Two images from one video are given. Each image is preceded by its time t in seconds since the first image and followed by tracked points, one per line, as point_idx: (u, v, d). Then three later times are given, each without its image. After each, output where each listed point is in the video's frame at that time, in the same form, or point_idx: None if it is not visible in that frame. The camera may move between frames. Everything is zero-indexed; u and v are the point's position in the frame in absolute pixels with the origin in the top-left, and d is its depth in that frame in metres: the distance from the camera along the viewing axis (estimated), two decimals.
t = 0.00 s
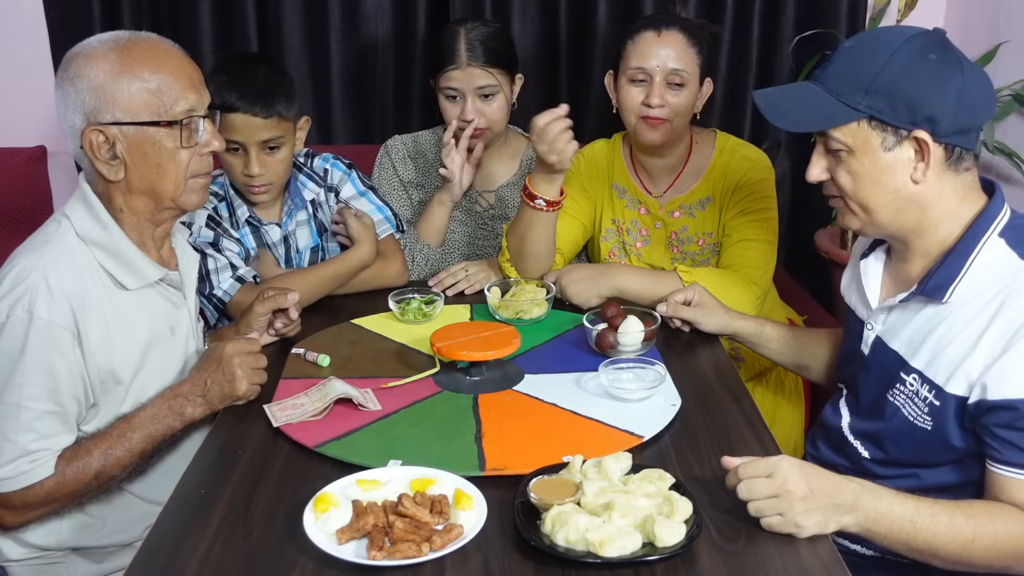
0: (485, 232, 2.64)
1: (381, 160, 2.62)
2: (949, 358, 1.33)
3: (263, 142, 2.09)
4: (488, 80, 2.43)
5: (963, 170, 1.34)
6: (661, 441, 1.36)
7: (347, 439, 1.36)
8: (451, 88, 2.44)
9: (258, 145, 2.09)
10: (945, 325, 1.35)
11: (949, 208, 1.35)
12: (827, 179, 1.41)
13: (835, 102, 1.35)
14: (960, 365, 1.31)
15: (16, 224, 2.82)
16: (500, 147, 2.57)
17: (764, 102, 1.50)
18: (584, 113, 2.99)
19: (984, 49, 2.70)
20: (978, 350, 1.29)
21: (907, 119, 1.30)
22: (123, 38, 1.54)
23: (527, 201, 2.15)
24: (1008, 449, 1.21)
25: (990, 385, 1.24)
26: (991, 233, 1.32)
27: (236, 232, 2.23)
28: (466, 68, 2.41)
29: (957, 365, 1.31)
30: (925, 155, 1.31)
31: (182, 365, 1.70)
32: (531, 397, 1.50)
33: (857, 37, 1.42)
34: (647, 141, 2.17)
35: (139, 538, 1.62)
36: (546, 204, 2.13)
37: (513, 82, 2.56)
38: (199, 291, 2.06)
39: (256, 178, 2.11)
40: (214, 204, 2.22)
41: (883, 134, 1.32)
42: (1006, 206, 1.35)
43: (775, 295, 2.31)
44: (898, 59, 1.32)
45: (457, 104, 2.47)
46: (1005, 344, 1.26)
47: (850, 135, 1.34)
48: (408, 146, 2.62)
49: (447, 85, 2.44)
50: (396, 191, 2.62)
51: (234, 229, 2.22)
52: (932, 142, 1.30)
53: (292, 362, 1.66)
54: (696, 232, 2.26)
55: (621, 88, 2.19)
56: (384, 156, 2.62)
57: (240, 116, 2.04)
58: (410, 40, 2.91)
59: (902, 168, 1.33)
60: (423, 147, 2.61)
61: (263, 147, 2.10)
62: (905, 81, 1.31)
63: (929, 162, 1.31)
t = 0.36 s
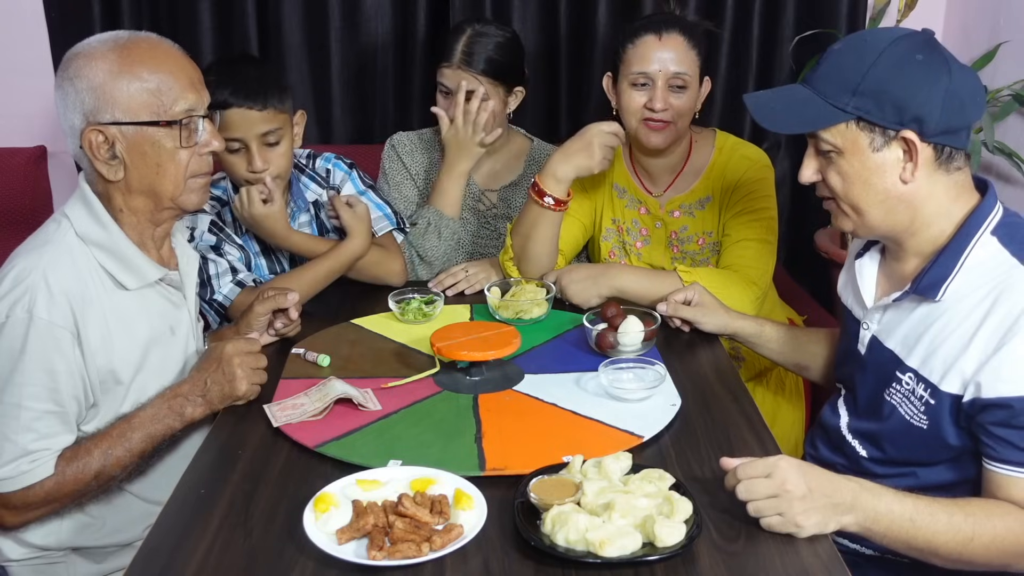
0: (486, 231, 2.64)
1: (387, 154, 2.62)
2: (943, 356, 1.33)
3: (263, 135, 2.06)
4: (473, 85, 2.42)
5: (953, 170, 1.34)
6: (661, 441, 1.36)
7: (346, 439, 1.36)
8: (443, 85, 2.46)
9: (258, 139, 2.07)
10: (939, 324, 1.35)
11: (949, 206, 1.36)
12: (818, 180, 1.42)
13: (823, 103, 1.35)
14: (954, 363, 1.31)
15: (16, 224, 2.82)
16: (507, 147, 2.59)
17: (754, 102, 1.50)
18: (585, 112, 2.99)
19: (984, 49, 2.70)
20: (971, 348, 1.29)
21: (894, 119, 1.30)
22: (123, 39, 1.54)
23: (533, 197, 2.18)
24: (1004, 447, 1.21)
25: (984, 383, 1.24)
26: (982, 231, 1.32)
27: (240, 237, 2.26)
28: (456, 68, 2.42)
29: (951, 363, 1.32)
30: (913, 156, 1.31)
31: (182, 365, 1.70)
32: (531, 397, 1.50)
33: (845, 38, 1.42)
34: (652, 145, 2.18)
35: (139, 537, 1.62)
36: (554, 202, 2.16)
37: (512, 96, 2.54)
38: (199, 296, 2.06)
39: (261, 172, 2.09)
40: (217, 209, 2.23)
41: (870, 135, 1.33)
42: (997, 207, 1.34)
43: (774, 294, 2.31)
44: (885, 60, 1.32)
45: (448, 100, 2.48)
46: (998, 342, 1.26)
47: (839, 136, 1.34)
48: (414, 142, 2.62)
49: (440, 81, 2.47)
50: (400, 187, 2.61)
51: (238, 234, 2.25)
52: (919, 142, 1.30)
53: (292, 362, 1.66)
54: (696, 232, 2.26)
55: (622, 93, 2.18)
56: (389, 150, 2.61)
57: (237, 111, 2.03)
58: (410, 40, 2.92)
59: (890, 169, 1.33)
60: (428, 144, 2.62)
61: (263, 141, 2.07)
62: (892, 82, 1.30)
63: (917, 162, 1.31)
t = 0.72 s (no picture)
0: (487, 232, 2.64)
1: (392, 152, 2.60)
2: (944, 352, 1.33)
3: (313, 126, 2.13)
4: (485, 74, 2.43)
5: (958, 167, 1.34)
6: (661, 441, 1.36)
7: (346, 438, 1.36)
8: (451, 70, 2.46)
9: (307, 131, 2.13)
10: (939, 319, 1.35)
11: (949, 204, 1.35)
12: (823, 179, 1.40)
13: (830, 102, 1.35)
14: (955, 359, 1.31)
15: (16, 224, 2.82)
16: (515, 150, 2.55)
17: (755, 101, 1.49)
18: (585, 112, 2.99)
19: (984, 49, 2.70)
20: (973, 344, 1.29)
21: (902, 117, 1.30)
22: (123, 39, 1.54)
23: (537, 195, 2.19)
24: (1005, 444, 1.21)
25: (985, 379, 1.24)
26: (985, 228, 1.32)
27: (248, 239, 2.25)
28: (468, 54, 2.43)
29: (952, 359, 1.31)
30: (920, 153, 1.31)
31: (182, 365, 1.70)
32: (531, 397, 1.50)
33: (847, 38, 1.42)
34: (645, 146, 2.18)
35: (139, 537, 1.62)
36: (556, 203, 2.16)
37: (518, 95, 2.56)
38: (202, 293, 2.07)
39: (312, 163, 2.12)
40: (229, 209, 2.22)
41: (878, 133, 1.32)
42: (1002, 201, 1.35)
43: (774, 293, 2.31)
44: (891, 58, 1.32)
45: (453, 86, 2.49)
46: (999, 338, 1.26)
47: (845, 134, 1.34)
48: (418, 140, 2.61)
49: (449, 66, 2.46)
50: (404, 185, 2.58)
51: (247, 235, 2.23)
52: (927, 139, 1.30)
53: (292, 362, 1.66)
54: (696, 232, 2.26)
55: (616, 96, 2.20)
56: (394, 146, 2.60)
57: (287, 104, 2.08)
58: (410, 40, 2.92)
59: (898, 167, 1.32)
60: (434, 141, 2.62)
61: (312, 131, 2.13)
62: (898, 80, 1.30)
63: (925, 160, 1.31)
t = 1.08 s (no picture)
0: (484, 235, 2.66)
1: (385, 164, 2.63)
2: (958, 347, 1.33)
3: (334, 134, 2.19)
4: (491, 52, 2.47)
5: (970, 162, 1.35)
6: (661, 441, 1.36)
7: (348, 438, 1.36)
8: (456, 61, 2.46)
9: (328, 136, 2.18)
10: (953, 315, 1.34)
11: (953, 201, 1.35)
12: (842, 172, 1.38)
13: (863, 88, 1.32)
14: (970, 355, 1.30)
15: (15, 223, 2.82)
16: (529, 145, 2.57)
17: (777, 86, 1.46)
18: (585, 112, 2.99)
19: (984, 49, 2.70)
20: (988, 339, 1.29)
21: (934, 105, 1.28)
22: (136, 42, 1.53)
23: (538, 197, 2.18)
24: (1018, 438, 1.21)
25: (1002, 372, 1.24)
26: (998, 225, 1.33)
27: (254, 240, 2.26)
28: (473, 37, 2.47)
29: (966, 355, 1.31)
30: (949, 143, 1.30)
31: (181, 365, 1.70)
32: (531, 397, 1.50)
33: (871, 25, 1.40)
34: (643, 149, 2.19)
35: (139, 537, 1.62)
36: (555, 203, 2.16)
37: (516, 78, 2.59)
38: (205, 290, 2.10)
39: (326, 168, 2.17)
40: (236, 208, 2.24)
41: (909, 121, 1.30)
42: (1010, 200, 1.36)
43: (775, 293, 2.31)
44: (922, 45, 1.31)
45: (460, 79, 2.47)
46: (1015, 334, 1.26)
47: (876, 121, 1.31)
48: (411, 149, 2.62)
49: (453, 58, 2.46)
50: (400, 196, 2.63)
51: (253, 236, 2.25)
52: (959, 128, 1.29)
53: (292, 362, 1.66)
54: (696, 232, 2.26)
55: (615, 100, 2.20)
56: (391, 153, 2.63)
57: (312, 105, 2.14)
58: (410, 40, 2.92)
59: (925, 157, 1.32)
60: (433, 146, 2.63)
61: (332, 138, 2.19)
62: (930, 68, 1.29)
63: (954, 150, 1.30)
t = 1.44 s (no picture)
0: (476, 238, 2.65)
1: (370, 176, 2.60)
2: (959, 348, 1.32)
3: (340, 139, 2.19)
4: (486, 56, 2.44)
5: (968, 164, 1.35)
6: (661, 441, 1.36)
7: (348, 439, 1.36)
8: (452, 67, 2.42)
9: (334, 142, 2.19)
10: (955, 315, 1.34)
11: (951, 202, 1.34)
12: (885, 163, 1.31)
13: (918, 70, 1.28)
14: (972, 354, 1.30)
15: (16, 224, 2.82)
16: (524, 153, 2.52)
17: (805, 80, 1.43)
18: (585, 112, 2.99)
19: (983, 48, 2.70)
20: (990, 339, 1.29)
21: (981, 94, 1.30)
22: (140, 46, 1.52)
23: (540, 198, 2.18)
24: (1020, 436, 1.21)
25: (1004, 371, 1.24)
26: (997, 226, 1.33)
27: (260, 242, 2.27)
28: (467, 42, 2.43)
29: (968, 354, 1.31)
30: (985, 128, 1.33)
31: (182, 366, 1.70)
32: (532, 398, 1.50)
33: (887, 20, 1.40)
34: (644, 150, 2.19)
35: (140, 538, 1.62)
36: (557, 203, 2.16)
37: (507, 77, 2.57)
38: (208, 288, 2.12)
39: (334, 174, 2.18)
40: (243, 208, 2.26)
41: (962, 108, 1.30)
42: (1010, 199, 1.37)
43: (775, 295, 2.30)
44: (957, 38, 1.32)
45: (458, 86, 2.44)
46: (1017, 334, 1.26)
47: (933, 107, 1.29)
48: (396, 158, 2.59)
49: (449, 63, 2.42)
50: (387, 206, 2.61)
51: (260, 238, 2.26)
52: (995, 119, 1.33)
53: (292, 362, 1.66)
54: (697, 232, 2.26)
55: (615, 100, 2.20)
56: (377, 160, 2.59)
57: (319, 113, 2.15)
58: (410, 40, 2.92)
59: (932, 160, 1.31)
60: (420, 150, 2.60)
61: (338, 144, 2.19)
62: (971, 59, 1.30)
63: (989, 134, 1.33)
